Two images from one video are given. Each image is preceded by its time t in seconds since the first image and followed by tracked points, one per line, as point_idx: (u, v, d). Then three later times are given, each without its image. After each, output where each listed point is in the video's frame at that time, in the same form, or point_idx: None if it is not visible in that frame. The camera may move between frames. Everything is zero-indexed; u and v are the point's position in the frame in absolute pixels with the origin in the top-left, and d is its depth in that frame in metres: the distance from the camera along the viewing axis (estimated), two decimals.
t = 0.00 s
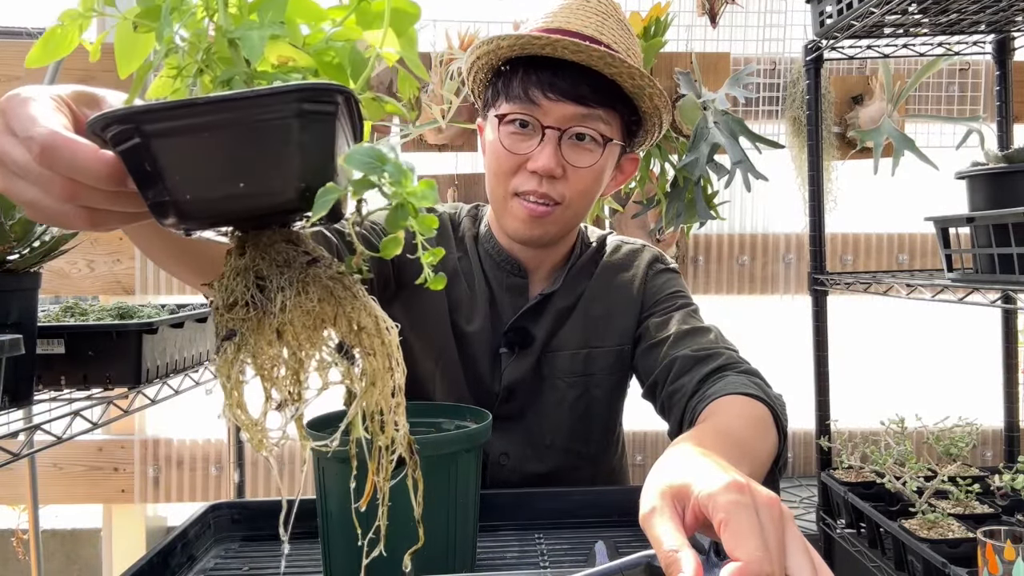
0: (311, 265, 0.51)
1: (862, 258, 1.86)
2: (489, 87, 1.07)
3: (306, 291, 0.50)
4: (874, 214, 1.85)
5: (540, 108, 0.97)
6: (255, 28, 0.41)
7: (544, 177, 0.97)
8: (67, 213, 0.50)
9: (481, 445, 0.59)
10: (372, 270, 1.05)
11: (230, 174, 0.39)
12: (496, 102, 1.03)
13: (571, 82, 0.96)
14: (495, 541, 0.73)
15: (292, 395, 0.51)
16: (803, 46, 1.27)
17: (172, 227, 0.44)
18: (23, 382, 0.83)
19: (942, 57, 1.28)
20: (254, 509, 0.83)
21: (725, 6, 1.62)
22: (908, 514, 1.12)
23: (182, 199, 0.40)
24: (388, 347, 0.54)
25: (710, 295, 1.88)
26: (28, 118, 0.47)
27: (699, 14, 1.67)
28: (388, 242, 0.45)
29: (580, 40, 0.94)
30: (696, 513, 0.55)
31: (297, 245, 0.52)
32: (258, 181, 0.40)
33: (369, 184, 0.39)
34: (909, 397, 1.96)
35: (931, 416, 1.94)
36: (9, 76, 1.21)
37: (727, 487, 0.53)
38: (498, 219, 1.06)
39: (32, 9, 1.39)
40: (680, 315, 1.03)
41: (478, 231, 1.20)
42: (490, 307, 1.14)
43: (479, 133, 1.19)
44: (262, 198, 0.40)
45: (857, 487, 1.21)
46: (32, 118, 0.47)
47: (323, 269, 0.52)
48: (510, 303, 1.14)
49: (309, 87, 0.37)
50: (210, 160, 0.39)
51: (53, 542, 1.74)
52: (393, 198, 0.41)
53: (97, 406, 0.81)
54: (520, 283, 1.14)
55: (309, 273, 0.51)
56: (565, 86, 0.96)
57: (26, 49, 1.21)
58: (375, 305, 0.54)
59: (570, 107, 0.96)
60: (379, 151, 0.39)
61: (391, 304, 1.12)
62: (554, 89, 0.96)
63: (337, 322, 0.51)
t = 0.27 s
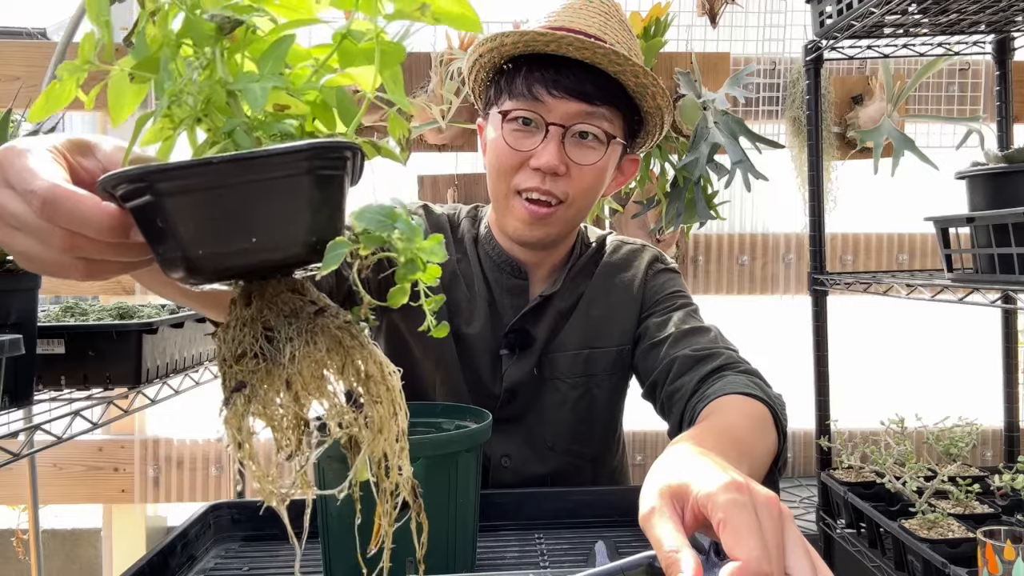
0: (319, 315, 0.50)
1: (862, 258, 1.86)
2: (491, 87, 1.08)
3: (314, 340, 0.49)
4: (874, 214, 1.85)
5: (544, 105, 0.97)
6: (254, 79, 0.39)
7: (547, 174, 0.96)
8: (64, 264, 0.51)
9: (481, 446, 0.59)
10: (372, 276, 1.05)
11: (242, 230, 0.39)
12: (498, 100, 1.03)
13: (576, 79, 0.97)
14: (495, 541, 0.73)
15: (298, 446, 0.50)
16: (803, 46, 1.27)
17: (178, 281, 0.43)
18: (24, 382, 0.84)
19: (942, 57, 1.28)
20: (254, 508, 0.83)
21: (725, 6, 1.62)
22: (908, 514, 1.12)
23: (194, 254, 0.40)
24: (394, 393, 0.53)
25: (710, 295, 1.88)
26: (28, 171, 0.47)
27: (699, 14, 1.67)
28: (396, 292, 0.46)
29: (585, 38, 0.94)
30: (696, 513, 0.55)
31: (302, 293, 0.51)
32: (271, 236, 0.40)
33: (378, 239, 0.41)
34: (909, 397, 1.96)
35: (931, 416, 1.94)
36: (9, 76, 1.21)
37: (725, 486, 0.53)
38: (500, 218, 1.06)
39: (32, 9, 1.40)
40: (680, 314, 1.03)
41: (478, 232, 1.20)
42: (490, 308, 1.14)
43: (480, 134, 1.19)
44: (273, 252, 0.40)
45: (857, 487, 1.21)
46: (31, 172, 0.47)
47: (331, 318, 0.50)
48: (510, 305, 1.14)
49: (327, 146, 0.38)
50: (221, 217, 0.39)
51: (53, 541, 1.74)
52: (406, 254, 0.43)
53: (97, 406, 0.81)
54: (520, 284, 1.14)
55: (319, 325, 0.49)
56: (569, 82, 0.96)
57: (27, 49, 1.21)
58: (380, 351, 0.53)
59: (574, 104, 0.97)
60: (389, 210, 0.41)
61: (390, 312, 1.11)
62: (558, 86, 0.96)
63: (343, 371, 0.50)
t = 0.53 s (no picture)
0: (308, 375, 0.48)
1: (862, 258, 1.86)
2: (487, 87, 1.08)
3: (303, 403, 0.47)
4: (874, 214, 1.85)
5: (540, 106, 0.97)
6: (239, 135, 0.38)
7: (544, 174, 0.97)
8: (56, 325, 0.51)
9: (481, 445, 0.59)
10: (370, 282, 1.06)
11: (230, 301, 0.37)
12: (494, 101, 1.03)
13: (572, 79, 0.97)
14: (495, 541, 0.73)
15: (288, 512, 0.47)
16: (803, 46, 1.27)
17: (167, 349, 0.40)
18: (23, 383, 0.84)
19: (942, 57, 1.28)
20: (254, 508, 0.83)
21: (725, 6, 1.62)
22: (908, 514, 1.12)
23: (182, 326, 0.38)
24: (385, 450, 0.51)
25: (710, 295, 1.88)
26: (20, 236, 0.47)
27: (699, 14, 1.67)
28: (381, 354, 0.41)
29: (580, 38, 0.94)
30: (696, 513, 0.55)
31: (291, 353, 0.49)
32: (260, 304, 0.38)
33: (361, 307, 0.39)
34: (909, 397, 1.96)
35: (930, 416, 1.94)
36: (9, 76, 1.21)
37: (725, 487, 0.53)
38: (498, 218, 1.06)
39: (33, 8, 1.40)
40: (679, 313, 1.03)
41: (476, 233, 1.20)
42: (489, 309, 1.14)
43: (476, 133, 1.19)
44: (263, 320, 0.39)
45: (857, 487, 1.21)
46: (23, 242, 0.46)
47: (320, 379, 0.48)
48: (509, 305, 1.15)
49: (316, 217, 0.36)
50: (202, 292, 0.37)
51: (53, 541, 1.74)
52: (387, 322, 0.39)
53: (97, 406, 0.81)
54: (519, 285, 1.14)
55: (308, 386, 0.48)
56: (565, 83, 0.96)
57: (27, 49, 1.21)
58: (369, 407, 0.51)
59: (570, 104, 0.97)
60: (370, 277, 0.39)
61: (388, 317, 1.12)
62: (554, 86, 0.96)
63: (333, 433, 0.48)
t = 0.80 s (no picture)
0: (296, 442, 0.44)
1: (862, 258, 1.86)
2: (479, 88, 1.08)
3: (288, 472, 0.44)
4: (874, 214, 1.85)
5: (529, 107, 0.97)
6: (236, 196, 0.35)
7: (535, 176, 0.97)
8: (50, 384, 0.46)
9: (481, 445, 0.59)
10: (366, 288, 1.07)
11: (219, 373, 0.34)
12: (485, 102, 1.03)
13: (560, 80, 0.97)
14: (495, 541, 0.73)
15: None
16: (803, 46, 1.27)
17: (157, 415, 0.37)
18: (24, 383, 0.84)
19: (942, 57, 1.28)
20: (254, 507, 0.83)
21: (725, 6, 1.62)
22: (908, 514, 1.12)
23: (169, 398, 0.34)
24: (369, 513, 0.48)
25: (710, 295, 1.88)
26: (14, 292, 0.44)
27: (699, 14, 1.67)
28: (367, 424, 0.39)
29: (567, 37, 0.95)
30: (697, 513, 0.55)
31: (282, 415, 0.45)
32: (251, 378, 0.35)
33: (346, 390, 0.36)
34: (909, 397, 1.96)
35: (930, 416, 1.94)
36: (9, 76, 1.21)
37: (727, 487, 0.53)
38: (492, 219, 1.07)
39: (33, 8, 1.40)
40: (678, 313, 1.03)
41: (473, 233, 1.20)
42: (486, 310, 1.15)
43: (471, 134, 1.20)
44: (252, 392, 0.36)
45: (857, 487, 1.21)
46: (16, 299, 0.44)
47: (308, 446, 0.45)
48: (507, 305, 1.15)
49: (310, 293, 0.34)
50: (193, 365, 0.34)
51: (53, 542, 1.74)
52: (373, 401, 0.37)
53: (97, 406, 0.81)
54: (516, 285, 1.14)
55: (294, 454, 0.44)
56: (553, 84, 0.96)
57: (27, 49, 1.21)
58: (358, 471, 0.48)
59: (559, 105, 0.97)
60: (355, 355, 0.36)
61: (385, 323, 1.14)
62: (543, 87, 0.96)
63: (317, 502, 0.44)
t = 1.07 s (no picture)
0: (294, 493, 0.42)
1: (863, 258, 1.86)
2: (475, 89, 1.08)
3: (286, 525, 0.41)
4: (874, 214, 1.85)
5: (526, 109, 0.97)
6: (235, 244, 0.34)
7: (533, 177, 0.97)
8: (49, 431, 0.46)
9: (481, 445, 0.59)
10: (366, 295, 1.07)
11: (213, 431, 0.33)
12: (481, 103, 1.03)
13: (556, 81, 0.96)
14: (496, 541, 0.73)
15: None
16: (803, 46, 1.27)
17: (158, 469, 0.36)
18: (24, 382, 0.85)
19: (942, 58, 1.28)
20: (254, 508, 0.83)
21: (725, 6, 1.62)
22: (908, 514, 1.12)
23: (166, 455, 0.33)
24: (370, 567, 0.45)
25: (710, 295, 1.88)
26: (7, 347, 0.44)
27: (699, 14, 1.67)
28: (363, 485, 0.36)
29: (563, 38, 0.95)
30: (696, 513, 0.55)
31: (280, 465, 0.43)
32: (246, 435, 0.34)
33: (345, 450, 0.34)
34: (909, 397, 1.96)
35: (930, 416, 1.94)
36: (9, 75, 1.21)
37: (727, 487, 0.53)
38: (490, 221, 1.06)
39: (32, 8, 1.40)
40: (676, 312, 1.03)
41: (470, 234, 1.20)
42: (484, 311, 1.15)
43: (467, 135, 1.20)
44: (248, 450, 0.35)
45: (857, 488, 1.21)
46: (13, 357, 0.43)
47: (306, 498, 0.42)
48: (505, 306, 1.15)
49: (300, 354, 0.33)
50: (190, 425, 0.33)
51: (53, 542, 1.74)
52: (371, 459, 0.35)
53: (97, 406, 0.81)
54: (514, 285, 1.14)
55: (292, 506, 0.41)
56: (549, 85, 0.96)
57: (27, 49, 1.21)
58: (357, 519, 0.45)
59: (556, 106, 0.97)
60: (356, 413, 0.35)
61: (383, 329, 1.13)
62: (539, 89, 0.96)
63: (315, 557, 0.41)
